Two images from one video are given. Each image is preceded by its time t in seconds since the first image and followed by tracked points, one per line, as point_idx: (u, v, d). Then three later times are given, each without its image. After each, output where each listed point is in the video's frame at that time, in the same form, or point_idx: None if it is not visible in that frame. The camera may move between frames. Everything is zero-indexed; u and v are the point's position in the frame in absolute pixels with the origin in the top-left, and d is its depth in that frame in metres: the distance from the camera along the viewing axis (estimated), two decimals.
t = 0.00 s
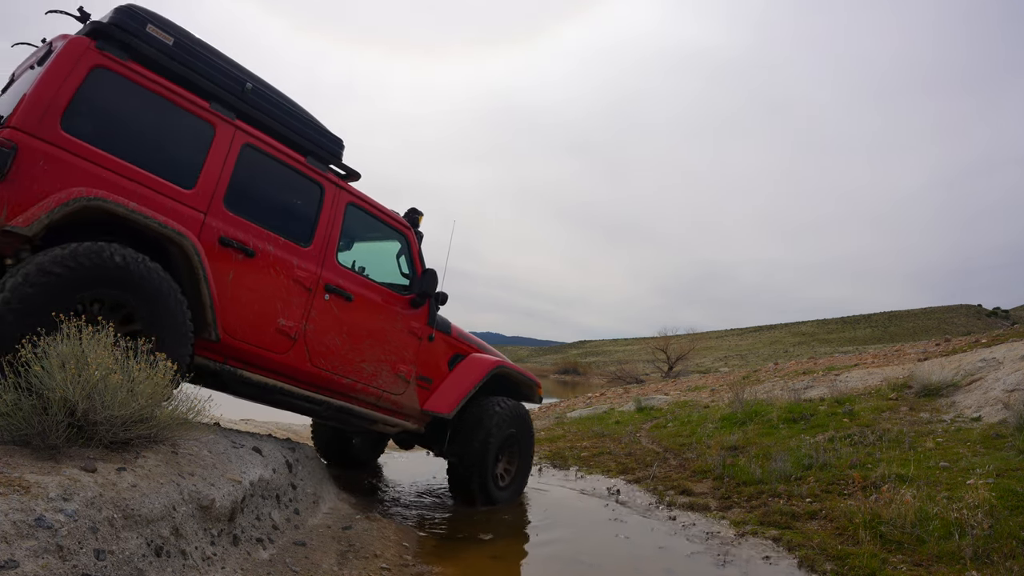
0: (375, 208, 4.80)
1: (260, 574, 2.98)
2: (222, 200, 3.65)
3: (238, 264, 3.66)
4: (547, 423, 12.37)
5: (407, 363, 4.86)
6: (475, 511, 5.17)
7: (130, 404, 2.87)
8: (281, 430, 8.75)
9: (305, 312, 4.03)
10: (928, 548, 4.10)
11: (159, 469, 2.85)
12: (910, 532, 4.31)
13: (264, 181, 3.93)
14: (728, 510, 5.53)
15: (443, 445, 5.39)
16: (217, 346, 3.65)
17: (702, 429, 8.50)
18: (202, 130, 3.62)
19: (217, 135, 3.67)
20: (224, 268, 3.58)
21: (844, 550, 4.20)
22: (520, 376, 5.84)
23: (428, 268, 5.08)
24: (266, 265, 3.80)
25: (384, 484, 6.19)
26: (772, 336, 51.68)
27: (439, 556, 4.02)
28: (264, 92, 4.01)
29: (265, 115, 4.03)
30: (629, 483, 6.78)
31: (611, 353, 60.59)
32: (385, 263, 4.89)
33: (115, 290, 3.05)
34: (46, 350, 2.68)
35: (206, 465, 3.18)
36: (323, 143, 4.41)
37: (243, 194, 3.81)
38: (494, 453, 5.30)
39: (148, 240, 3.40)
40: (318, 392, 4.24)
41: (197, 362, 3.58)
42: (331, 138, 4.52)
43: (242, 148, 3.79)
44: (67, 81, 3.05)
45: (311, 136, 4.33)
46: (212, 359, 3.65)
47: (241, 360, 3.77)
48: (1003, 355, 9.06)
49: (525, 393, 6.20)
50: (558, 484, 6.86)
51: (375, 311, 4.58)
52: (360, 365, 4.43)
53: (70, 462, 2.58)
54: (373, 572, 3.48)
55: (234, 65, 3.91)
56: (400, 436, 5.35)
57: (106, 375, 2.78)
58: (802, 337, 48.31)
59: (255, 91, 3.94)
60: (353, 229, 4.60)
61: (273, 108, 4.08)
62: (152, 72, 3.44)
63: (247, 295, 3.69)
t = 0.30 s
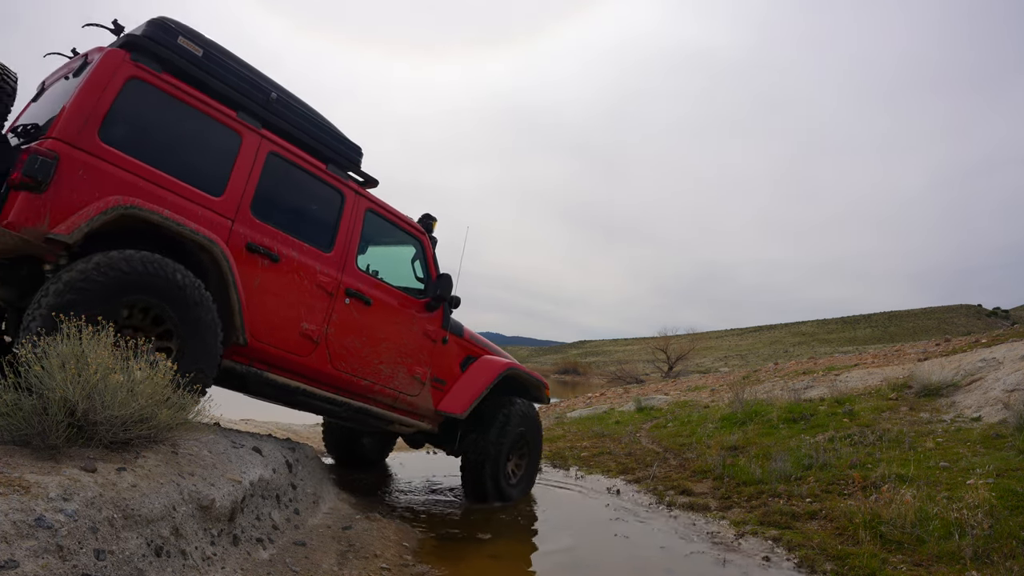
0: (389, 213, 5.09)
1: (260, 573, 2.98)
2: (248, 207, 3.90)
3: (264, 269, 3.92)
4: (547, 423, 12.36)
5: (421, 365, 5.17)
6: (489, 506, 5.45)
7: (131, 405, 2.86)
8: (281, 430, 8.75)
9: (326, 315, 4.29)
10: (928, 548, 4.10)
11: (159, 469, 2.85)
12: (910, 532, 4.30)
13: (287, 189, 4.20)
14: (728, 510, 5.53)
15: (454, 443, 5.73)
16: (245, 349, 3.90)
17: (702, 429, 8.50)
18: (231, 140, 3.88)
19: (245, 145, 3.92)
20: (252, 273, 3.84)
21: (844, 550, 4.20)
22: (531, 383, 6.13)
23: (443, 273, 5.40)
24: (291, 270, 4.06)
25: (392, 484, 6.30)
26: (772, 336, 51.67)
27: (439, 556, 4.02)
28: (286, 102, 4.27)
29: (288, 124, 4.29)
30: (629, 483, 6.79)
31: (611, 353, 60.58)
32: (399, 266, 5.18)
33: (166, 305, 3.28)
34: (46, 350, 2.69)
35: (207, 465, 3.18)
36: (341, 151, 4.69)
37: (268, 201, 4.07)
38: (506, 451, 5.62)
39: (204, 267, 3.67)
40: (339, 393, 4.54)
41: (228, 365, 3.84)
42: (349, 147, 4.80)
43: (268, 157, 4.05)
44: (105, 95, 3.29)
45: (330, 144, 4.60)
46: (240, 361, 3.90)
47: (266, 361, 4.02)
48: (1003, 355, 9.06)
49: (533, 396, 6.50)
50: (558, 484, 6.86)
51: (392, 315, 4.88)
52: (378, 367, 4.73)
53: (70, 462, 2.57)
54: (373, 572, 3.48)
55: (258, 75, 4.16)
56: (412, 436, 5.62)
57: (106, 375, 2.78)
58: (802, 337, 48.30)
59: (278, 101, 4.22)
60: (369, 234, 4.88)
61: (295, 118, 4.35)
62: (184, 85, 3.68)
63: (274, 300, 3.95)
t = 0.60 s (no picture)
0: (400, 216, 5.17)
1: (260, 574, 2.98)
2: (263, 211, 3.99)
3: (279, 272, 4.00)
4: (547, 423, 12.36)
5: (431, 365, 5.25)
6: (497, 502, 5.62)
7: (131, 405, 2.86)
8: (281, 430, 8.75)
9: (340, 316, 4.38)
10: (928, 548, 4.10)
11: (159, 469, 2.85)
12: (910, 532, 4.30)
13: (301, 193, 4.28)
14: (728, 510, 5.54)
15: (462, 442, 5.80)
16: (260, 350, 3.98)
17: (702, 429, 8.50)
18: (246, 145, 3.96)
19: (260, 149, 4.01)
20: (267, 276, 3.93)
21: (844, 550, 4.20)
22: (536, 378, 6.22)
23: (452, 275, 5.48)
24: (305, 272, 4.15)
25: (394, 484, 6.33)
26: (772, 336, 51.67)
27: (438, 556, 4.02)
28: (300, 107, 4.35)
29: (302, 128, 4.37)
30: (629, 483, 6.79)
31: (610, 353, 60.59)
32: (409, 268, 5.25)
33: (197, 317, 3.42)
34: (46, 350, 2.70)
35: (207, 465, 3.18)
36: (353, 155, 4.77)
37: (283, 205, 4.15)
38: (513, 449, 5.76)
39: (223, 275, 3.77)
40: (352, 393, 4.62)
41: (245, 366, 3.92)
42: (360, 150, 4.88)
43: (281, 162, 4.14)
44: (125, 102, 3.38)
45: (342, 147, 4.67)
46: (256, 362, 3.98)
47: (281, 362, 4.11)
48: (1003, 355, 9.06)
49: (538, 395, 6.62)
50: (559, 484, 6.85)
51: (402, 316, 4.96)
52: (389, 367, 4.81)
53: (70, 462, 2.57)
54: (372, 572, 3.49)
55: (272, 81, 4.22)
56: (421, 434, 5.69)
57: (106, 375, 2.79)
58: (802, 337, 48.29)
59: (292, 106, 4.27)
60: (381, 236, 4.96)
61: (309, 122, 4.42)
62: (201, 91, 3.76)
63: (289, 302, 4.04)
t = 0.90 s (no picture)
0: (406, 219, 5.23)
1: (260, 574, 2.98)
2: (275, 214, 4.04)
3: (291, 274, 4.06)
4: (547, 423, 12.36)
5: (438, 364, 5.31)
6: (501, 501, 5.74)
7: (131, 405, 2.85)
8: (281, 430, 8.76)
9: (350, 317, 4.45)
10: (928, 548, 4.10)
11: (159, 469, 2.84)
12: (910, 532, 4.30)
13: (311, 196, 4.34)
14: (728, 510, 5.53)
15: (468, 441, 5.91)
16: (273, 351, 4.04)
17: (702, 429, 8.50)
18: (258, 150, 4.01)
19: (271, 154, 4.06)
20: (280, 278, 3.99)
21: (844, 550, 4.20)
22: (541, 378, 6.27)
23: (458, 276, 5.54)
24: (316, 274, 4.21)
25: (397, 484, 6.35)
26: (772, 336, 51.68)
27: (439, 557, 4.02)
28: (309, 112, 4.40)
29: (311, 132, 4.42)
30: (629, 483, 6.79)
31: (610, 353, 60.59)
32: (415, 270, 5.32)
33: (218, 324, 3.50)
34: (46, 350, 2.71)
35: (207, 465, 3.17)
36: (361, 158, 4.82)
37: (294, 208, 4.21)
38: (519, 447, 5.86)
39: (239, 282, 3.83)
40: (362, 392, 4.67)
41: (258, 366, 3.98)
42: (367, 154, 4.93)
43: (292, 166, 4.19)
44: (141, 108, 3.42)
45: (351, 151, 4.72)
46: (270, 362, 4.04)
47: (293, 363, 4.17)
48: (1003, 355, 9.06)
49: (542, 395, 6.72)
50: (559, 484, 6.86)
51: (410, 316, 5.02)
52: (397, 367, 4.88)
53: (70, 462, 2.57)
54: (372, 572, 3.49)
55: (281, 87, 4.29)
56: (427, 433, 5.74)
57: (106, 375, 2.79)
58: (802, 337, 48.29)
59: (301, 111, 4.34)
60: (389, 239, 5.02)
61: (318, 127, 4.48)
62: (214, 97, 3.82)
63: (301, 303, 4.11)
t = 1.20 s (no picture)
0: (415, 221, 5.26)
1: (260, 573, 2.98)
2: (288, 218, 4.06)
3: (304, 276, 4.08)
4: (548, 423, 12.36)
5: (446, 364, 5.33)
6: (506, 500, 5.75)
7: (130, 405, 2.85)
8: (281, 430, 8.75)
9: (361, 318, 4.47)
10: (928, 548, 4.10)
11: (159, 469, 2.84)
12: (910, 532, 4.30)
13: (323, 200, 4.36)
14: (728, 510, 5.53)
15: (473, 440, 5.93)
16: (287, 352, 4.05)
17: (702, 429, 8.50)
18: (271, 155, 4.03)
19: (284, 159, 4.08)
20: (293, 280, 4.00)
21: (844, 550, 4.20)
22: (546, 377, 6.30)
23: (466, 276, 5.56)
24: (328, 276, 4.22)
25: (402, 484, 6.33)
26: (772, 336, 51.68)
27: (439, 557, 4.03)
28: (320, 117, 4.42)
29: (322, 137, 4.43)
30: (629, 483, 6.79)
31: (610, 353, 60.60)
32: (423, 271, 5.33)
33: (237, 336, 3.53)
34: (47, 350, 2.75)
35: (206, 465, 3.17)
36: (370, 162, 4.84)
37: (306, 212, 4.22)
38: (526, 447, 5.89)
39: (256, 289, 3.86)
40: (372, 391, 4.68)
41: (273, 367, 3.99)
42: (376, 158, 4.95)
43: (304, 171, 4.21)
44: (157, 116, 3.44)
45: (361, 155, 4.74)
46: (284, 363, 4.04)
47: (307, 363, 4.18)
48: (1002, 355, 9.06)
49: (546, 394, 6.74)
50: (560, 484, 6.86)
51: (419, 316, 5.04)
52: (407, 367, 4.89)
53: (70, 462, 2.57)
54: (373, 572, 3.49)
55: (293, 92, 4.28)
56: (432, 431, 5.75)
57: (106, 375, 2.79)
58: (802, 337, 48.29)
59: (312, 116, 4.33)
60: (398, 242, 5.04)
61: (329, 131, 4.49)
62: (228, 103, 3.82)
63: (314, 304, 4.12)
